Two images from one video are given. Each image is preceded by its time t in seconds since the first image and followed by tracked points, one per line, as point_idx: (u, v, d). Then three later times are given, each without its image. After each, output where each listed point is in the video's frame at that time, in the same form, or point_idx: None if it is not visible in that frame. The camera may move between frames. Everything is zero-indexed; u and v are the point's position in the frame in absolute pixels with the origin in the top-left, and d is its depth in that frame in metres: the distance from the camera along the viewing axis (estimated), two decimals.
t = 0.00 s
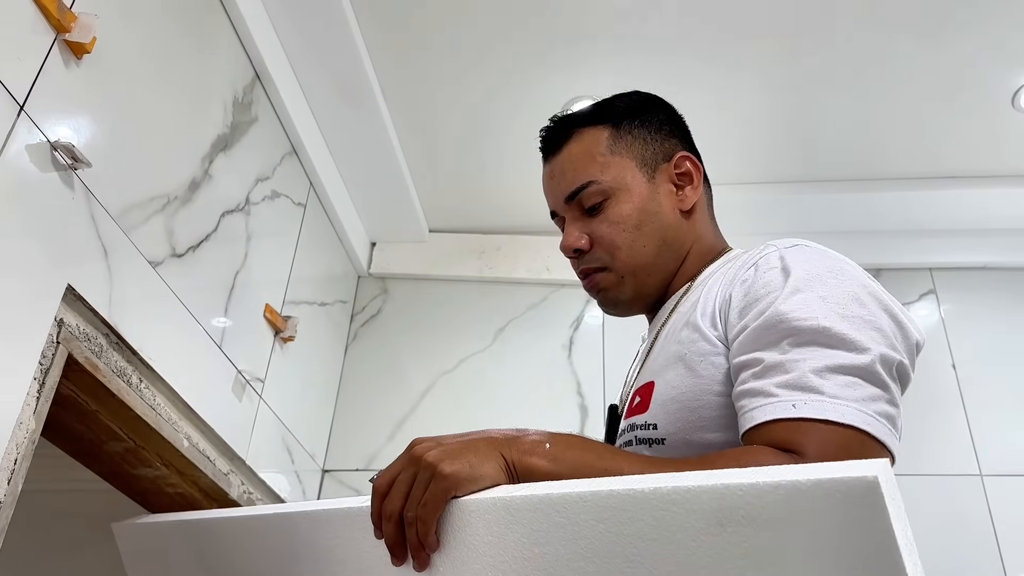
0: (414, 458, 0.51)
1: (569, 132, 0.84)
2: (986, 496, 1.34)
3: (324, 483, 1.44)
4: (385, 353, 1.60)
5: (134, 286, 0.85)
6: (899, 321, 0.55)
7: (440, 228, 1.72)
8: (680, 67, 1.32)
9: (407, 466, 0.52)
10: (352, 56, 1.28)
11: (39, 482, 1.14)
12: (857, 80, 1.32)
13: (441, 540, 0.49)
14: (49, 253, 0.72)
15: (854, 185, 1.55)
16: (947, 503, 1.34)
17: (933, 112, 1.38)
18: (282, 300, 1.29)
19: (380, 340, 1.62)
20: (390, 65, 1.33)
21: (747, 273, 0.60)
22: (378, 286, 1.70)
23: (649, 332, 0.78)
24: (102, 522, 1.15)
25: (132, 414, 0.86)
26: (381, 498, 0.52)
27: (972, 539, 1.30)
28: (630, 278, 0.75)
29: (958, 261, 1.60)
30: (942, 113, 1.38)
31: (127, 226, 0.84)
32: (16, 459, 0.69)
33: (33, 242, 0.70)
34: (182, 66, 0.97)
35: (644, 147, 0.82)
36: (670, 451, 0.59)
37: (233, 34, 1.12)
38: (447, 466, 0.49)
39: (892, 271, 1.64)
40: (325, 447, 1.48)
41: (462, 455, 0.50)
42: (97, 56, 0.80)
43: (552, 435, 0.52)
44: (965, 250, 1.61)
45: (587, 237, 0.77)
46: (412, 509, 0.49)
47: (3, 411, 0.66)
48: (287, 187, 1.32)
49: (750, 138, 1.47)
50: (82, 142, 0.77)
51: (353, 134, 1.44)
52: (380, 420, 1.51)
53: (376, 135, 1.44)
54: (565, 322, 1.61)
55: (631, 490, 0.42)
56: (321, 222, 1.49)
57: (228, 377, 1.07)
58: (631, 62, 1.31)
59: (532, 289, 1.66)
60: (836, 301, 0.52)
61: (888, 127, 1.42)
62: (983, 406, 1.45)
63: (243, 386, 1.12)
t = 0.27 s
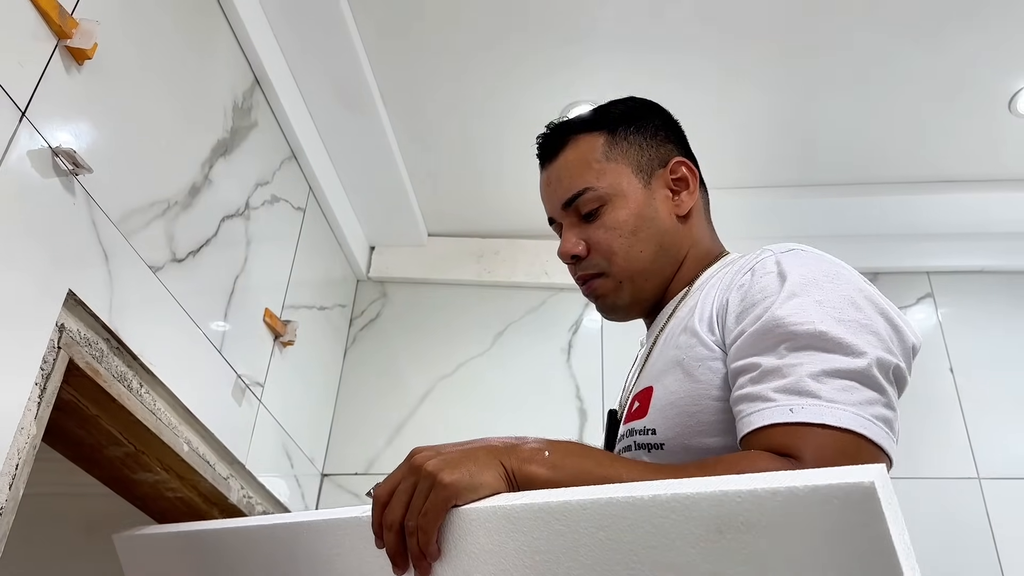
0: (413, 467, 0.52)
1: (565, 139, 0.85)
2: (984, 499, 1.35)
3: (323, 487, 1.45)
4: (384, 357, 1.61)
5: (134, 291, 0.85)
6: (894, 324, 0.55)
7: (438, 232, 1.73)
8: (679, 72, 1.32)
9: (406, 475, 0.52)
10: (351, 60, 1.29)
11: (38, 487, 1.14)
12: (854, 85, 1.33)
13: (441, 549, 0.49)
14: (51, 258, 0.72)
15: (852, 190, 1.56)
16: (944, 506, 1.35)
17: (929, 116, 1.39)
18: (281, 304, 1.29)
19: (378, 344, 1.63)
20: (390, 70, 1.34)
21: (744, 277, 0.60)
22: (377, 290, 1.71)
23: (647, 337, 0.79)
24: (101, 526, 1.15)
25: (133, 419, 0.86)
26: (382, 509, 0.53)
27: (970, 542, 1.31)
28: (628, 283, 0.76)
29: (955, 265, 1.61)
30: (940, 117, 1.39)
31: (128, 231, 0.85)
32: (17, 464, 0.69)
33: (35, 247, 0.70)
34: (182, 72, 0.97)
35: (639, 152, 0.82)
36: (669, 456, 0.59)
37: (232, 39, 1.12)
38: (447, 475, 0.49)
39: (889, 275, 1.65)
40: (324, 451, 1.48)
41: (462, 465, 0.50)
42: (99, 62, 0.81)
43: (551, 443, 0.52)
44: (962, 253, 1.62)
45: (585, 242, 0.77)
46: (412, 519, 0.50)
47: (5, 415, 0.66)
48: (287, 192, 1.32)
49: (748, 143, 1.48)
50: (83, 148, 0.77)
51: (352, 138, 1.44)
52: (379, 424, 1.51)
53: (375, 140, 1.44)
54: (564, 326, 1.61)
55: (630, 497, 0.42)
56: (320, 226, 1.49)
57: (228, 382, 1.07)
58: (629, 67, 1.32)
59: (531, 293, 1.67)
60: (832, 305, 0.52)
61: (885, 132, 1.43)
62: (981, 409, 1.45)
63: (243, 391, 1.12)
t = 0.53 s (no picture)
0: (418, 473, 0.51)
1: (558, 151, 0.85)
2: (982, 503, 1.35)
3: (322, 492, 1.44)
4: (382, 361, 1.61)
5: (135, 297, 0.85)
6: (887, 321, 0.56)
7: (437, 237, 1.73)
8: (677, 77, 1.33)
9: (411, 481, 0.52)
10: (351, 66, 1.29)
11: (38, 492, 1.14)
12: (852, 90, 1.34)
13: (448, 554, 0.49)
14: (53, 265, 0.72)
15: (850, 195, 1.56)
16: (942, 510, 1.35)
17: (926, 121, 1.39)
18: (281, 310, 1.29)
19: (377, 349, 1.63)
20: (389, 75, 1.34)
21: (739, 279, 0.60)
22: (376, 295, 1.71)
23: (645, 345, 0.79)
24: (100, 531, 1.15)
25: (133, 424, 0.86)
26: (384, 514, 0.52)
27: (968, 546, 1.31)
28: (624, 293, 0.76)
29: (952, 270, 1.62)
30: (936, 123, 1.39)
31: (128, 237, 0.85)
32: (18, 470, 0.69)
33: (37, 254, 0.70)
34: (183, 78, 0.97)
35: (633, 162, 0.83)
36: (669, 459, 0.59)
37: (232, 45, 1.12)
38: (455, 481, 0.49)
39: (887, 279, 1.65)
40: (323, 456, 1.48)
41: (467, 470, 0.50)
42: (100, 69, 0.81)
43: (555, 446, 0.53)
44: (959, 258, 1.62)
45: (581, 253, 0.77)
46: (418, 524, 0.49)
47: (6, 422, 0.66)
48: (286, 197, 1.32)
49: (747, 148, 1.48)
50: (85, 154, 0.78)
51: (351, 144, 1.44)
52: (378, 429, 1.51)
53: (374, 145, 1.44)
54: (562, 331, 1.61)
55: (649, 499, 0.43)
56: (319, 230, 1.50)
57: (228, 387, 1.07)
58: (628, 72, 1.32)
59: (530, 298, 1.67)
60: (827, 303, 0.53)
61: (883, 137, 1.43)
62: (978, 413, 1.46)
63: (243, 396, 1.12)
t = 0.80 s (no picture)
0: (432, 490, 0.51)
1: (546, 167, 0.85)
2: (980, 506, 1.35)
3: (320, 495, 1.44)
4: (380, 364, 1.61)
5: (133, 300, 0.85)
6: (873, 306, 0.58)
7: (435, 240, 1.73)
8: (675, 80, 1.33)
9: (425, 498, 0.51)
10: (349, 69, 1.29)
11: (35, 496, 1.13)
12: (849, 92, 1.34)
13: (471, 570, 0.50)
14: (51, 268, 0.72)
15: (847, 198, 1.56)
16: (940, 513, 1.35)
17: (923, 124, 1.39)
18: (278, 312, 1.29)
19: (375, 352, 1.63)
20: (387, 78, 1.34)
21: (732, 271, 0.61)
22: (374, 297, 1.71)
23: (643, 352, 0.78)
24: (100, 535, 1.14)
25: (131, 427, 0.86)
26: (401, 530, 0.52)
27: (966, 548, 1.31)
28: (623, 301, 0.76)
29: (948, 272, 1.62)
30: (933, 126, 1.40)
31: (126, 239, 0.85)
32: (16, 473, 0.69)
33: (35, 257, 0.70)
34: (181, 81, 0.97)
35: (621, 172, 0.83)
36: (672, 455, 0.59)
37: (230, 48, 1.12)
38: (472, 500, 0.49)
39: (884, 282, 1.65)
40: (321, 459, 1.47)
41: (478, 492, 0.50)
42: (98, 71, 0.81)
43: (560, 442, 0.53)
44: (956, 261, 1.63)
45: (578, 266, 0.77)
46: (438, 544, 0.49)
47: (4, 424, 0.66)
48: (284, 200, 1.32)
49: (745, 151, 1.48)
50: (83, 156, 0.78)
51: (349, 147, 1.44)
52: (376, 432, 1.51)
53: (372, 148, 1.44)
54: (561, 333, 1.61)
55: (682, 524, 0.46)
56: (317, 233, 1.50)
57: (226, 390, 1.07)
58: (626, 75, 1.32)
59: (528, 301, 1.67)
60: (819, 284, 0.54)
61: (880, 140, 1.43)
62: (976, 415, 1.46)
63: (241, 399, 1.12)
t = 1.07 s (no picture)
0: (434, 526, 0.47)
1: (545, 173, 0.85)
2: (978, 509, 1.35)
3: (318, 498, 1.44)
4: (378, 367, 1.61)
5: (131, 303, 0.85)
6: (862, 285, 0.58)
7: (433, 243, 1.73)
8: (673, 83, 1.33)
9: (430, 536, 0.47)
10: (347, 73, 1.29)
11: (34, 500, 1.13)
12: (847, 96, 1.34)
13: None
14: (49, 272, 0.72)
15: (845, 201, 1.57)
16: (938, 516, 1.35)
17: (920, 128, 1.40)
18: (277, 315, 1.29)
19: (372, 356, 1.62)
20: (385, 81, 1.34)
21: (724, 262, 0.61)
22: (372, 301, 1.70)
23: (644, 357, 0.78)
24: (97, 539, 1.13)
25: (128, 430, 0.86)
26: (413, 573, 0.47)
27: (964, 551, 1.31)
28: (627, 306, 0.75)
29: (946, 276, 1.62)
30: (930, 130, 1.40)
31: (124, 243, 0.85)
32: (14, 477, 0.69)
33: (33, 260, 0.70)
34: (179, 85, 0.97)
35: (619, 178, 0.83)
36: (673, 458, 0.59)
37: (228, 51, 1.12)
38: (480, 531, 0.45)
39: (881, 285, 1.66)
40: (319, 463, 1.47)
41: (478, 518, 0.46)
42: (97, 75, 0.81)
43: (550, 442, 0.48)
44: (953, 264, 1.63)
45: (579, 272, 0.77)
46: None
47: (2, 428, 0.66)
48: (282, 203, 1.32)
49: (743, 155, 1.48)
50: (81, 159, 0.78)
51: (347, 150, 1.44)
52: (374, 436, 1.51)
53: (371, 151, 1.44)
54: (559, 337, 1.62)
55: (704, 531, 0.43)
56: (315, 236, 1.49)
57: (224, 394, 1.07)
58: (624, 78, 1.32)
59: (526, 304, 1.67)
60: (807, 259, 0.55)
61: (877, 143, 1.44)
62: (974, 419, 1.46)
63: (239, 402, 1.12)
